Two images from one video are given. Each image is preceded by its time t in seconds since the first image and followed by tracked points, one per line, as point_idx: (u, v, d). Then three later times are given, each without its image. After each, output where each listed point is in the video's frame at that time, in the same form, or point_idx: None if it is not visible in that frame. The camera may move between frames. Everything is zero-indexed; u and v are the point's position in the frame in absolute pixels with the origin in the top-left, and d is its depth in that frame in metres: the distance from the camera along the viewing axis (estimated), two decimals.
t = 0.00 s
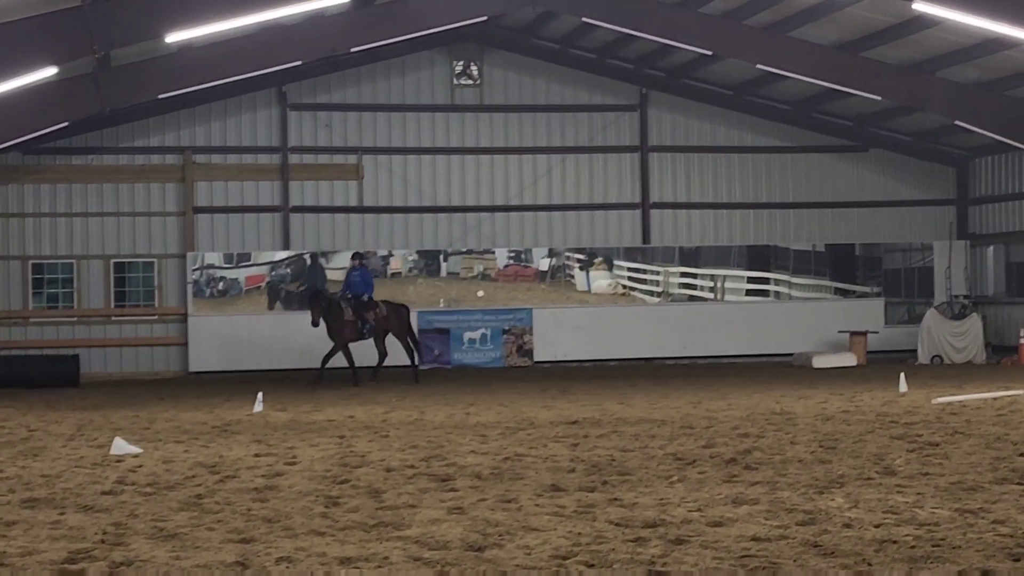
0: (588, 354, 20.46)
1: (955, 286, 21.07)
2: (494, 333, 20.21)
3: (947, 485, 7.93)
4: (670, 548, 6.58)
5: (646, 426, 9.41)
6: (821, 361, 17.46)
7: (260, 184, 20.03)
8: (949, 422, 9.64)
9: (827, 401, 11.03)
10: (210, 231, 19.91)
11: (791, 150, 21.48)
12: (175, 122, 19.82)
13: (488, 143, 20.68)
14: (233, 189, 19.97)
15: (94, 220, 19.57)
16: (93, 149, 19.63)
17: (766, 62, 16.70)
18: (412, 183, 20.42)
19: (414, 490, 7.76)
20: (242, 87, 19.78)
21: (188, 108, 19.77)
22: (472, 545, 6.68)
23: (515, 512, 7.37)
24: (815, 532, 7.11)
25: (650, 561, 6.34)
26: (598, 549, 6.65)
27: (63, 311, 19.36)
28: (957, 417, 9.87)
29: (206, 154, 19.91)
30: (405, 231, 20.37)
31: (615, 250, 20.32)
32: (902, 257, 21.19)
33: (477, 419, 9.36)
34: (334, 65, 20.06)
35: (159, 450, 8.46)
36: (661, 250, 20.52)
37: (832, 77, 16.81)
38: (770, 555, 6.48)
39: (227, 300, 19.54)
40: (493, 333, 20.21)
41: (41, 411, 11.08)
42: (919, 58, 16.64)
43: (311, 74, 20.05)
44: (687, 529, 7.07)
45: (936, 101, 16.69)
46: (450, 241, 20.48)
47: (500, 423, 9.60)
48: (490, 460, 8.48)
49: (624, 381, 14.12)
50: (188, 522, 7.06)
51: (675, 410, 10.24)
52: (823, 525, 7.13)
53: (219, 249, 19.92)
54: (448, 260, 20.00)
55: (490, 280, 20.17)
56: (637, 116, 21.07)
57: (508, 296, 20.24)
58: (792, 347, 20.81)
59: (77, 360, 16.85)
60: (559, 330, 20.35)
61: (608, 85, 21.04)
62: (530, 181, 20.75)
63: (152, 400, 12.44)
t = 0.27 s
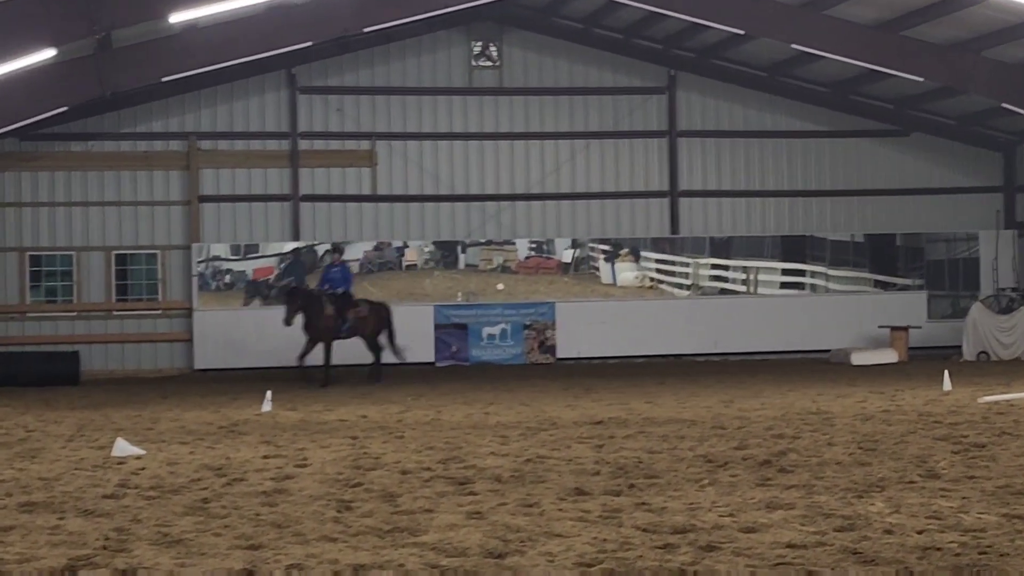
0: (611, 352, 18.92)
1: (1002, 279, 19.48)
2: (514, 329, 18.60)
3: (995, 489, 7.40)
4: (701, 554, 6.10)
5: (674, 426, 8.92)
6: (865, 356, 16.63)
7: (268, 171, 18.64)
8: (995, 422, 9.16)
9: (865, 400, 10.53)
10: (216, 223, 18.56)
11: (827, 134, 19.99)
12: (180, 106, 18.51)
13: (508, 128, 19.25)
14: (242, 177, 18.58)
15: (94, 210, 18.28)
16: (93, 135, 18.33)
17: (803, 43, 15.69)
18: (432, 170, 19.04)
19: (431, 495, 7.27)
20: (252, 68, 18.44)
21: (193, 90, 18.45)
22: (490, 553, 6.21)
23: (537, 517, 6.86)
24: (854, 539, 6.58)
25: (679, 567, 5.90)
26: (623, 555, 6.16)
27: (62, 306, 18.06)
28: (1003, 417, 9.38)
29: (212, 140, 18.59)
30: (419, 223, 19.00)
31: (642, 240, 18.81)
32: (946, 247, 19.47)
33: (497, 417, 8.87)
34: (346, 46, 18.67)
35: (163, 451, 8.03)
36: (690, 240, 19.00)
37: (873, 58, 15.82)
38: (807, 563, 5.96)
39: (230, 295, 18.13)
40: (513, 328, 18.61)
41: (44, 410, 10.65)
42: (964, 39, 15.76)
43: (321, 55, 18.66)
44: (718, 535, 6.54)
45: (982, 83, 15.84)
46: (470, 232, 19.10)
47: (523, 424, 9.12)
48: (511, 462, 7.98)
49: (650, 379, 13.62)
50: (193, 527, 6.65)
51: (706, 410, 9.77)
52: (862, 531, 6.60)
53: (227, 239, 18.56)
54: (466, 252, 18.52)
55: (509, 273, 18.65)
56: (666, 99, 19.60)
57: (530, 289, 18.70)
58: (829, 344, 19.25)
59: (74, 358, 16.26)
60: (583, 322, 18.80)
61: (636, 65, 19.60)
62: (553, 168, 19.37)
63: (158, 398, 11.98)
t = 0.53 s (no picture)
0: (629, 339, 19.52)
1: None
2: (536, 317, 19.34)
3: None
4: (724, 547, 5.86)
5: (697, 418, 8.70)
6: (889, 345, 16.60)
7: (285, 158, 19.33)
8: None
9: (892, 390, 10.37)
10: (233, 209, 19.28)
11: (853, 120, 20.34)
12: (197, 92, 19.14)
13: (528, 113, 19.80)
14: (259, 164, 19.28)
15: (108, 197, 19.05)
16: (109, 122, 19.06)
17: (831, 27, 15.54)
18: (448, 155, 19.62)
19: (450, 486, 7.02)
20: (269, 53, 19.07)
21: (212, 76, 19.08)
22: (507, 546, 6.00)
23: (558, 509, 6.60)
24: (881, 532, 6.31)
25: (703, 561, 5.65)
26: (644, 547, 5.93)
27: (77, 294, 18.87)
28: None
29: (229, 126, 19.23)
30: (431, 208, 19.57)
31: (665, 227, 19.45)
32: (975, 235, 19.87)
33: (519, 408, 8.71)
34: (364, 31, 19.26)
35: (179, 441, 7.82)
36: (713, 228, 19.61)
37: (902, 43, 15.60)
38: (831, 556, 5.71)
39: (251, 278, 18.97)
40: (535, 317, 19.34)
41: (58, 400, 10.56)
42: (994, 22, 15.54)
43: (339, 40, 19.22)
44: (743, 527, 6.27)
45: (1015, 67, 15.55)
46: (490, 219, 19.66)
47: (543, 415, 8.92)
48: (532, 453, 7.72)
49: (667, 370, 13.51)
50: (210, 519, 6.50)
51: (729, 399, 9.60)
52: (889, 525, 6.32)
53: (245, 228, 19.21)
54: (486, 239, 19.25)
55: (530, 260, 19.38)
56: (689, 83, 20.05)
57: (551, 276, 19.38)
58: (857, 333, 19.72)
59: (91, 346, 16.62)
60: (607, 311, 19.44)
61: (659, 49, 20.07)
62: (573, 153, 19.83)
63: (173, 387, 11.87)
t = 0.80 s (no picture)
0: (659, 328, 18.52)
1: None
2: (560, 307, 18.42)
3: None
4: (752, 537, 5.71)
5: (727, 409, 8.45)
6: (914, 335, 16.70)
7: (308, 148, 18.26)
8: None
9: (920, 382, 10.18)
10: (256, 199, 18.21)
11: (879, 106, 19.29)
12: (220, 82, 18.13)
13: (552, 102, 18.75)
14: (283, 153, 18.20)
15: (133, 186, 17.98)
16: (131, 111, 17.97)
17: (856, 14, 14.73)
18: (473, 144, 18.55)
19: (476, 477, 6.71)
20: (293, 41, 18.05)
21: (234, 66, 18.05)
22: (530, 537, 5.85)
23: (585, 501, 6.31)
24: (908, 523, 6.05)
25: (732, 554, 5.48)
26: (671, 536, 5.79)
27: (101, 285, 17.81)
28: None
29: (253, 116, 18.16)
30: (464, 200, 18.54)
31: (690, 216, 18.48)
32: (1004, 223, 18.97)
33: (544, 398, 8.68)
34: (388, 19, 18.24)
35: (202, 431, 7.65)
36: (740, 217, 18.62)
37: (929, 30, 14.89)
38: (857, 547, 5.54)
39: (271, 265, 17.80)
40: (559, 306, 18.42)
41: (81, 391, 10.44)
42: None
43: (362, 28, 18.21)
44: (770, 518, 6.01)
45: None
46: (514, 209, 18.63)
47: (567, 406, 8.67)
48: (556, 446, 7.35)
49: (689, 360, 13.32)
50: (234, 510, 6.33)
51: (756, 390, 9.40)
52: (915, 514, 6.07)
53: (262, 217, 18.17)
54: (510, 229, 18.30)
55: (555, 250, 18.42)
56: (715, 73, 18.96)
57: (576, 266, 18.45)
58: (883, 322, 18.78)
59: (114, 342, 16.11)
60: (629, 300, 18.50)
61: (686, 38, 18.99)
62: (598, 144, 18.80)
63: (194, 379, 11.72)
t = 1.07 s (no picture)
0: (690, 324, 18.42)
1: None
2: (589, 302, 18.21)
3: None
4: (783, 533, 5.71)
5: (757, 404, 8.41)
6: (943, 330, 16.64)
7: (336, 144, 18.24)
8: None
9: (950, 377, 10.11)
10: (285, 195, 18.20)
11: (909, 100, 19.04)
12: (249, 78, 18.13)
13: (580, 98, 18.61)
14: (311, 149, 18.20)
15: (161, 182, 18.06)
16: (164, 108, 18.03)
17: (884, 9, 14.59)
18: (499, 140, 18.45)
19: (507, 471, 6.69)
20: (321, 37, 18.02)
21: (265, 62, 18.11)
22: (562, 534, 5.85)
23: (614, 497, 6.28)
24: (938, 518, 5.97)
25: (761, 550, 5.49)
26: (701, 533, 5.78)
27: (131, 280, 17.91)
28: None
29: (280, 112, 18.17)
30: (493, 195, 18.46)
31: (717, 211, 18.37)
32: None
33: (572, 393, 8.67)
34: (416, 15, 18.17)
35: (233, 426, 7.65)
36: (767, 212, 18.50)
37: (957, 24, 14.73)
38: (891, 545, 5.51)
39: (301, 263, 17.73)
40: (587, 301, 18.20)
41: (112, 386, 10.52)
42: None
43: (390, 24, 18.16)
44: (801, 515, 5.98)
45: None
46: (542, 205, 18.56)
47: (596, 400, 8.62)
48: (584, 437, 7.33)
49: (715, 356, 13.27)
50: (265, 504, 6.33)
51: (784, 385, 9.35)
52: (947, 511, 5.98)
53: (298, 213, 18.19)
54: (538, 224, 18.15)
55: (581, 245, 18.23)
56: (742, 69, 18.83)
57: (603, 260, 18.26)
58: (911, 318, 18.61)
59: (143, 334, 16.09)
60: (657, 296, 18.38)
61: (713, 32, 18.84)
62: (625, 140, 18.68)
63: (223, 375, 11.78)
